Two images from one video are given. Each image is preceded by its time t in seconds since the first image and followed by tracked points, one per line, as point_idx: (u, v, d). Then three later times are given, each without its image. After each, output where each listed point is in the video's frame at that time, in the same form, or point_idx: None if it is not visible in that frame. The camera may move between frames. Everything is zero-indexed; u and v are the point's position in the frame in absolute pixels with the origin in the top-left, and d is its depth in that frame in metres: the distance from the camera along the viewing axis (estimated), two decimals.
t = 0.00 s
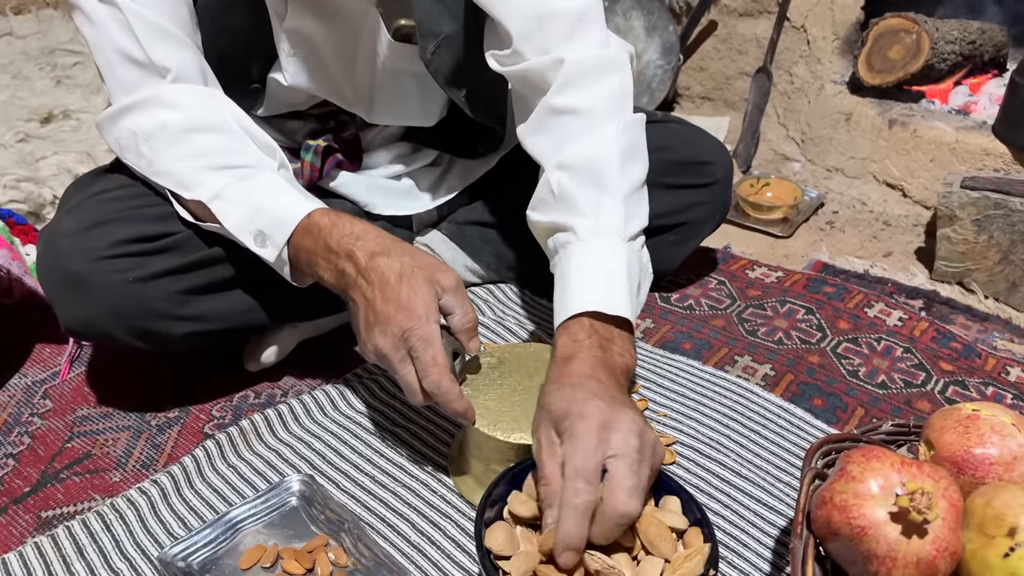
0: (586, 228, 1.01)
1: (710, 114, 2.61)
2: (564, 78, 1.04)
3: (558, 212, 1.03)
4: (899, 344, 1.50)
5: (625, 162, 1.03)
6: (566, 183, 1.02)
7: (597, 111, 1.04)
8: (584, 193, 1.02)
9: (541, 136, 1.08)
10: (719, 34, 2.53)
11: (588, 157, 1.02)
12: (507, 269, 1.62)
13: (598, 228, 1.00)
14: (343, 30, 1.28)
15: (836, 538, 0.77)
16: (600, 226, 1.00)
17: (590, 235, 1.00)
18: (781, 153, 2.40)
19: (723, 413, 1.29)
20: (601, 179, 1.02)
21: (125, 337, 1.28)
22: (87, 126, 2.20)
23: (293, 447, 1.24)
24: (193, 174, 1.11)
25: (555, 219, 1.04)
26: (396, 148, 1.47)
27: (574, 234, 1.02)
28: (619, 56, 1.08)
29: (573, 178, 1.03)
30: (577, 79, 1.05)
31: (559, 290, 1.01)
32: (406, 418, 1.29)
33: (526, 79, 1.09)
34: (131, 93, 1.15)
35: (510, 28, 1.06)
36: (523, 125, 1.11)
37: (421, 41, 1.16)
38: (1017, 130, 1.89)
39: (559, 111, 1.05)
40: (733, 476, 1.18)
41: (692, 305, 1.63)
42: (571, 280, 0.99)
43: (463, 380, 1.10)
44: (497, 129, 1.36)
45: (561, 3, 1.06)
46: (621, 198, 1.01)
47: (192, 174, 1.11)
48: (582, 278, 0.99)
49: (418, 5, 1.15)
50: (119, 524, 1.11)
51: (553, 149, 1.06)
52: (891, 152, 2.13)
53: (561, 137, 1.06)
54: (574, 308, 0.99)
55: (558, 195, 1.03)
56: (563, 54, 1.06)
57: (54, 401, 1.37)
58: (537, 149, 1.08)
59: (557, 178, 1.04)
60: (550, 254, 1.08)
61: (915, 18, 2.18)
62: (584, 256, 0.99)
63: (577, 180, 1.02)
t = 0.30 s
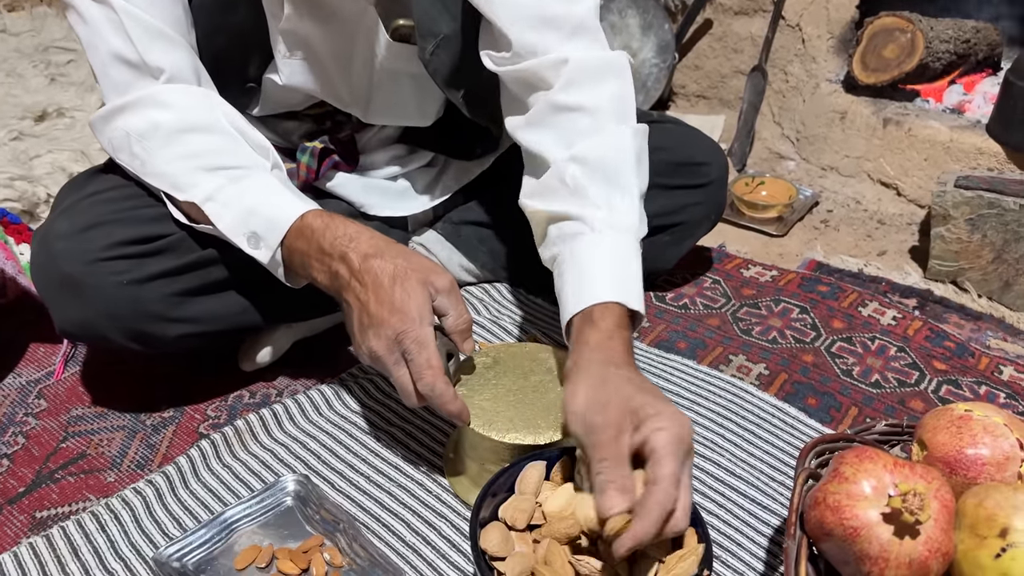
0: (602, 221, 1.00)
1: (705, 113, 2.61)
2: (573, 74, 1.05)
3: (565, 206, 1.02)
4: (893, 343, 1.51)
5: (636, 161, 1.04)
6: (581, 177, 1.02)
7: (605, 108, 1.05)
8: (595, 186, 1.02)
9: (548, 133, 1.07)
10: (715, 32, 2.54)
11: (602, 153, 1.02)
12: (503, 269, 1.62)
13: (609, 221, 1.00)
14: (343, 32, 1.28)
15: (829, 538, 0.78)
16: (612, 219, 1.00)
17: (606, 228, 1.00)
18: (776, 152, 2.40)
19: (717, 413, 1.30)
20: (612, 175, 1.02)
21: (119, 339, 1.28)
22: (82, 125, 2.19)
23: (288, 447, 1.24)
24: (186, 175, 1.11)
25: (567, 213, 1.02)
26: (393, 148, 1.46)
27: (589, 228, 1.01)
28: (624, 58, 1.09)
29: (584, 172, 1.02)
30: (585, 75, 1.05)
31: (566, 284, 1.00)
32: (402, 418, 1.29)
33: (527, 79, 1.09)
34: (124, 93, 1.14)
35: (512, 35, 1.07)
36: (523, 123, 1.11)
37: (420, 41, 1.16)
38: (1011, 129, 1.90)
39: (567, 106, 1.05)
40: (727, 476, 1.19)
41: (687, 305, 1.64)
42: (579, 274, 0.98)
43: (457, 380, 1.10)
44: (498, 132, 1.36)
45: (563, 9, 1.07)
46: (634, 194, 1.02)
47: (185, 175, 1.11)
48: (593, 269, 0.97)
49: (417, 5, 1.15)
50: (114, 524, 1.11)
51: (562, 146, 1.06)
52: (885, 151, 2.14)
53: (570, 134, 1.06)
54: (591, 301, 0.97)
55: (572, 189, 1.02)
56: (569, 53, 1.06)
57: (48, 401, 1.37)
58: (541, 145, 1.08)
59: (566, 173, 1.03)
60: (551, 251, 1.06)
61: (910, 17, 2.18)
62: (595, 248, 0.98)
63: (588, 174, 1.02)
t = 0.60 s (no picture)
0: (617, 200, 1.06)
1: (701, 114, 2.62)
2: (579, 68, 1.12)
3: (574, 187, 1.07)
4: (888, 344, 1.52)
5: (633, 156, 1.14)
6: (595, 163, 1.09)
7: (605, 109, 1.14)
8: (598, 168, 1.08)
9: (555, 123, 1.12)
10: (711, 34, 2.55)
11: (610, 144, 1.11)
12: (501, 271, 1.62)
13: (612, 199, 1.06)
14: (347, 29, 1.29)
15: (826, 540, 0.78)
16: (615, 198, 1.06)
17: (621, 205, 1.06)
18: (772, 153, 2.41)
19: (715, 414, 1.30)
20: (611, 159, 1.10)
21: (119, 342, 1.29)
22: (80, 127, 2.20)
23: (287, 448, 1.24)
24: (185, 177, 1.11)
25: (581, 194, 1.07)
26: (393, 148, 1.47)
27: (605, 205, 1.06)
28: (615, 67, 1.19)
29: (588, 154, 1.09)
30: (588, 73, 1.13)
31: (573, 257, 1.03)
32: (401, 420, 1.30)
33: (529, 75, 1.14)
34: (124, 95, 1.15)
35: (515, 35, 1.11)
36: (524, 113, 1.15)
37: (425, 35, 1.15)
38: (1006, 130, 1.92)
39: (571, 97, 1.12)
40: (724, 477, 1.19)
41: (684, 307, 1.64)
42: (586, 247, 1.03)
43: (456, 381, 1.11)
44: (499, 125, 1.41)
45: (567, 17, 1.13)
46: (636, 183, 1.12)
47: (185, 177, 1.11)
48: (601, 242, 1.02)
49: None
50: (114, 527, 1.11)
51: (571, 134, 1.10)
52: (881, 153, 2.15)
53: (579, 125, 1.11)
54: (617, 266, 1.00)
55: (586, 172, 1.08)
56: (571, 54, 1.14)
57: (47, 403, 1.38)
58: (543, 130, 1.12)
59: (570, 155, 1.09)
60: (549, 229, 1.10)
61: (906, 20, 2.17)
62: (602, 221, 1.04)
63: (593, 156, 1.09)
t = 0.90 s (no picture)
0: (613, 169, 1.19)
1: (700, 120, 2.62)
2: (582, 54, 1.25)
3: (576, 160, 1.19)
4: (889, 352, 1.52)
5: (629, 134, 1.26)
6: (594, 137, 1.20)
7: (606, 91, 1.26)
8: (597, 145, 1.21)
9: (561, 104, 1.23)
10: (710, 40, 2.55)
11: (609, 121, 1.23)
12: (501, 278, 1.62)
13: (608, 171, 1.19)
14: (360, 27, 1.28)
15: (831, 556, 0.78)
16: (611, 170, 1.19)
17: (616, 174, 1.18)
18: (771, 159, 2.40)
19: (716, 424, 1.30)
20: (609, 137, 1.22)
21: (120, 352, 1.29)
22: (77, 133, 2.19)
23: (288, 460, 1.24)
24: (162, 198, 1.11)
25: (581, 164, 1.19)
26: (398, 153, 1.46)
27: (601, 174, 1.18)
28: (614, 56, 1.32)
29: (588, 131, 1.21)
30: (591, 60, 1.26)
31: (573, 219, 1.15)
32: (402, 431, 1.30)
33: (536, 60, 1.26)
34: (117, 109, 1.15)
35: (525, 27, 1.23)
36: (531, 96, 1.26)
37: (440, 26, 1.22)
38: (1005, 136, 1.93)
39: (575, 79, 1.24)
40: (726, 488, 1.19)
41: (685, 315, 1.64)
42: (586, 210, 1.14)
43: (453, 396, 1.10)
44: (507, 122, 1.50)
45: (573, 10, 1.26)
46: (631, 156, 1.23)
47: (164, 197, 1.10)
48: (599, 204, 1.14)
49: None
50: (115, 539, 1.11)
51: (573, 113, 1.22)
52: (879, 159, 2.15)
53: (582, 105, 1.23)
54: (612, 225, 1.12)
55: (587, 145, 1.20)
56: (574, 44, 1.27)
57: (47, 414, 1.37)
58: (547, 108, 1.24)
59: (573, 132, 1.21)
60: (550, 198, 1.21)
61: (903, 26, 2.20)
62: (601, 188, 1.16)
63: (592, 134, 1.21)
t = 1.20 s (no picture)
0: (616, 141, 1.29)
1: (701, 122, 2.61)
2: (601, 38, 1.34)
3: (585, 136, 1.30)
4: (895, 359, 1.51)
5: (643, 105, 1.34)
6: (602, 112, 1.31)
7: (622, 68, 1.35)
8: (611, 120, 1.30)
9: (576, 83, 1.35)
10: (710, 42, 2.54)
11: (620, 95, 1.32)
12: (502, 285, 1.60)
13: (621, 143, 1.28)
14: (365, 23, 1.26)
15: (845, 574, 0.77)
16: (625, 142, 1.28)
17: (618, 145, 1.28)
18: (772, 161, 2.38)
19: (722, 433, 1.28)
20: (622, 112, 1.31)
21: (116, 360, 1.27)
22: (73, 137, 2.16)
23: (288, 472, 1.22)
24: (149, 202, 1.08)
25: (587, 137, 1.30)
26: (400, 153, 1.44)
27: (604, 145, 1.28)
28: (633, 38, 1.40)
29: (602, 108, 1.31)
30: (607, 41, 1.35)
31: (588, 188, 1.25)
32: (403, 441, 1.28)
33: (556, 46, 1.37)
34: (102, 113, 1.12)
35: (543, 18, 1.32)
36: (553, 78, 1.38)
37: (451, 22, 1.21)
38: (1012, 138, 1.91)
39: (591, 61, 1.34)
40: (734, 499, 1.17)
41: (688, 320, 1.62)
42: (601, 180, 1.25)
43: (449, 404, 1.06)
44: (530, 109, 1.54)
45: None
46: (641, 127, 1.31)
47: (149, 201, 1.08)
48: (602, 172, 1.25)
49: None
50: (111, 555, 1.09)
51: (586, 90, 1.33)
52: (882, 161, 2.13)
53: (594, 83, 1.33)
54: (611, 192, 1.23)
55: (594, 119, 1.30)
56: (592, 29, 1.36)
57: (42, 425, 1.35)
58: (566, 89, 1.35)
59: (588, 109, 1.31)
60: (566, 170, 1.33)
61: (906, 28, 2.19)
62: (614, 160, 1.26)
63: (606, 110, 1.31)
